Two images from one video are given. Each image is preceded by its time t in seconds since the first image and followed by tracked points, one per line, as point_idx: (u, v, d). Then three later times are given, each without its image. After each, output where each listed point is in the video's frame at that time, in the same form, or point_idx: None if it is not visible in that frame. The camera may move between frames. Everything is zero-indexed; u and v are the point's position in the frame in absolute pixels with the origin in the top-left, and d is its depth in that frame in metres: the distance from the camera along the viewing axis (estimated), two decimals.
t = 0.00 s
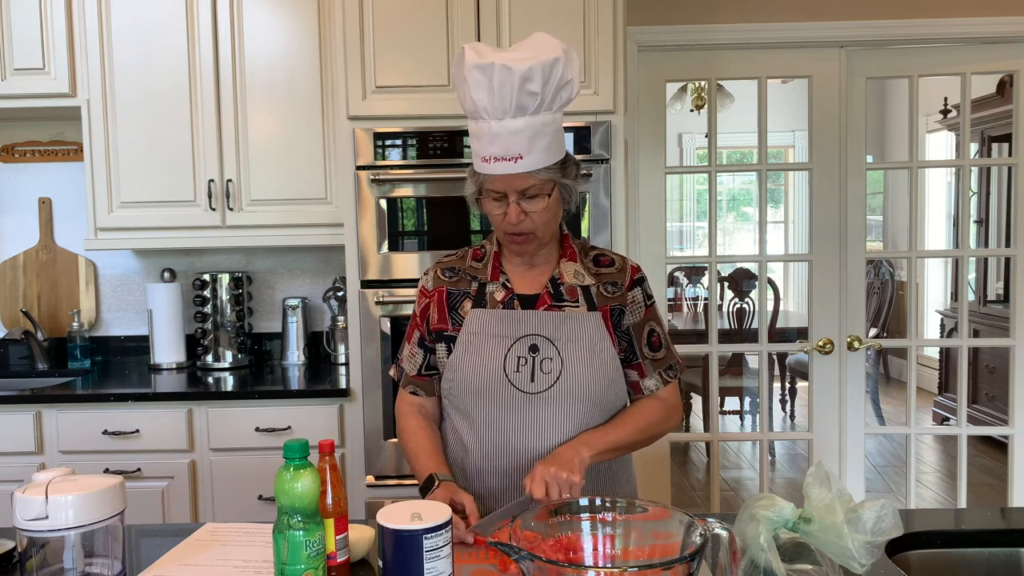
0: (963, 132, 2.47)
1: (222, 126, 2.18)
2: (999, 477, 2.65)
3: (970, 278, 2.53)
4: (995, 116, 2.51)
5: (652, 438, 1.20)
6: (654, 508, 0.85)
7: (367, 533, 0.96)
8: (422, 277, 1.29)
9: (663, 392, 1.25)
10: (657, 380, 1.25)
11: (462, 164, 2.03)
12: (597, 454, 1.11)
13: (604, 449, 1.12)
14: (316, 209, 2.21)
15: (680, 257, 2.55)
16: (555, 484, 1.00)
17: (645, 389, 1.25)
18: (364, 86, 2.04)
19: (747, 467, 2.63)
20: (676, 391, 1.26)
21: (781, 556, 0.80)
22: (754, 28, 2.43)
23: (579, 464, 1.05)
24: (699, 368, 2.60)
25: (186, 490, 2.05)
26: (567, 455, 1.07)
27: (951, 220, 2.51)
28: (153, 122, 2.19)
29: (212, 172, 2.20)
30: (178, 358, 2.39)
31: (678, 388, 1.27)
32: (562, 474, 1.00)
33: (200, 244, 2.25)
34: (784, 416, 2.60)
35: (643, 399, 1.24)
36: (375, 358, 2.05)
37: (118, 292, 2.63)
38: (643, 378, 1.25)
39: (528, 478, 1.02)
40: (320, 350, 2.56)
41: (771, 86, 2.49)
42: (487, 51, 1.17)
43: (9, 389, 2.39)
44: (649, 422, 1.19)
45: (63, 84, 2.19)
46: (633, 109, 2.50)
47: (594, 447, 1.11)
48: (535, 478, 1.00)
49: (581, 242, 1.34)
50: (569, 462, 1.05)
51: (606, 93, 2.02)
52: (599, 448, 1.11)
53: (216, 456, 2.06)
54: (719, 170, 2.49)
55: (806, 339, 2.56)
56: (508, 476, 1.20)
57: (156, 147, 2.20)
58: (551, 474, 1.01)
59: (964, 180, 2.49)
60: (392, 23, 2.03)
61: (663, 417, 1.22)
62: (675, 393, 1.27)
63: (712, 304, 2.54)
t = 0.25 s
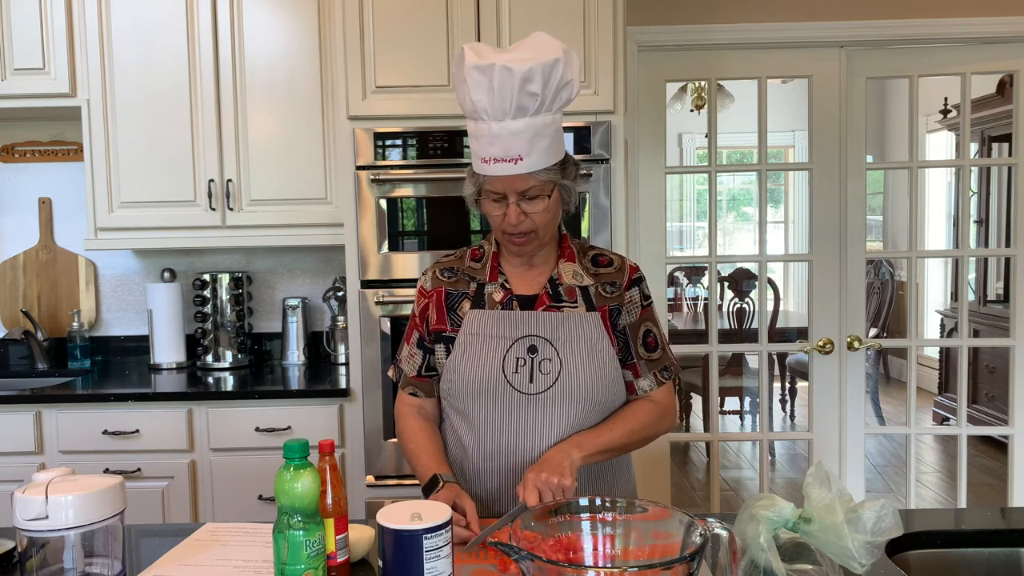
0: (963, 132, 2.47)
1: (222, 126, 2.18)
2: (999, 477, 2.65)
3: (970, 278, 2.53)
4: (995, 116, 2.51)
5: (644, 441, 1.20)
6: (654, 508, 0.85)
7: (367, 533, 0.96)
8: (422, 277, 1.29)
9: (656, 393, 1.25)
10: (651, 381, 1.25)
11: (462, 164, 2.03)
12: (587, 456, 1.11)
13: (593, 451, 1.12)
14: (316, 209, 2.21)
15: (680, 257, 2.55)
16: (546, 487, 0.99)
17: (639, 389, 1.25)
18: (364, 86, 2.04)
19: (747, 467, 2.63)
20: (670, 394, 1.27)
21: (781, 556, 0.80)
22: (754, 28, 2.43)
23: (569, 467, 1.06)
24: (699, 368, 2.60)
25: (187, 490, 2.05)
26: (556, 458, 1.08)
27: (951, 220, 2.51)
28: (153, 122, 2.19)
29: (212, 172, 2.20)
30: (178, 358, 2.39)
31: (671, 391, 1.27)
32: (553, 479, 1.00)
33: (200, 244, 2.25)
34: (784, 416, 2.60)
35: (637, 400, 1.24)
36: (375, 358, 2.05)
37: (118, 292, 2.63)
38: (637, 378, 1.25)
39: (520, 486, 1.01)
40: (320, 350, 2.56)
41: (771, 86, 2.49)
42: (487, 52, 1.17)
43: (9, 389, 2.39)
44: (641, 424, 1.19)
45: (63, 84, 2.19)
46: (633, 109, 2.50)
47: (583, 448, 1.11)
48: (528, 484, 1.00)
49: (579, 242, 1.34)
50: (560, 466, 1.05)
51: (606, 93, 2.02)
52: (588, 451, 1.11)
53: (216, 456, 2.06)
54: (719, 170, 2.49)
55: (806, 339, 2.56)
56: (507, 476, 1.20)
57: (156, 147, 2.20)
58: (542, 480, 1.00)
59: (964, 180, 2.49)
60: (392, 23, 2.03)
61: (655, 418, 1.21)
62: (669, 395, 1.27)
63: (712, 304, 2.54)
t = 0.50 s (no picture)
0: (963, 132, 2.47)
1: (222, 126, 2.18)
2: (999, 477, 2.65)
3: (970, 278, 2.53)
4: (995, 116, 2.51)
5: (667, 438, 1.22)
6: (655, 508, 0.85)
7: (367, 534, 0.96)
8: (419, 277, 1.28)
9: (672, 392, 1.25)
10: (665, 383, 1.25)
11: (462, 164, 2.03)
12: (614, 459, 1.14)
13: (619, 454, 1.15)
14: (316, 209, 2.21)
15: (680, 257, 2.55)
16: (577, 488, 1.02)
17: (654, 392, 1.25)
18: (364, 86, 2.05)
19: (747, 467, 2.63)
20: (685, 390, 1.27)
21: (781, 556, 0.80)
22: (754, 28, 2.43)
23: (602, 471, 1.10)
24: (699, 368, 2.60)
25: (187, 490, 2.05)
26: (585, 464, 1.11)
27: (951, 220, 2.51)
28: (153, 121, 2.19)
29: (212, 172, 2.20)
30: (178, 358, 2.39)
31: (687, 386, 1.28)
32: (584, 478, 1.03)
33: (200, 244, 2.25)
34: (784, 416, 2.60)
35: (651, 403, 1.24)
36: (375, 359, 2.05)
37: (118, 292, 2.63)
38: (652, 382, 1.25)
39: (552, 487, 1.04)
40: (320, 350, 2.56)
41: (771, 86, 2.49)
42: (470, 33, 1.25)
43: (10, 389, 2.39)
44: (663, 422, 1.21)
45: (63, 84, 2.19)
46: (633, 109, 2.50)
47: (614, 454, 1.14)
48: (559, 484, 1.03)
49: (580, 242, 1.34)
50: (590, 471, 1.08)
51: (606, 93, 2.03)
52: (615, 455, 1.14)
53: (216, 456, 2.06)
54: (719, 170, 2.49)
55: (806, 339, 2.56)
56: (509, 481, 1.20)
57: (156, 147, 2.20)
58: (574, 479, 1.03)
59: (964, 180, 2.49)
60: (392, 23, 2.03)
61: (675, 416, 1.23)
62: (686, 391, 1.28)
63: (712, 304, 2.54)
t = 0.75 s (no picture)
0: (963, 132, 2.47)
1: (222, 126, 2.18)
2: (999, 477, 2.65)
3: (970, 278, 2.53)
4: (995, 116, 2.51)
5: (672, 434, 1.22)
6: (654, 508, 0.85)
7: (367, 533, 0.96)
8: (421, 278, 1.29)
9: (678, 390, 1.25)
10: (670, 380, 1.25)
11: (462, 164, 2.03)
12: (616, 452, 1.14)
13: (623, 448, 1.15)
14: (316, 209, 2.21)
15: (680, 257, 2.55)
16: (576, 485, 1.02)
17: (659, 389, 1.26)
18: (364, 86, 2.05)
19: (747, 467, 2.63)
20: (692, 388, 1.27)
21: (781, 556, 0.80)
22: (754, 28, 2.43)
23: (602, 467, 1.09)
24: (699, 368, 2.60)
25: (186, 490, 2.05)
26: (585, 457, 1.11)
27: (951, 220, 2.51)
28: (153, 122, 2.19)
29: (212, 172, 2.20)
30: (178, 358, 2.39)
31: (693, 385, 1.28)
32: (585, 478, 1.03)
33: (200, 244, 2.25)
34: (784, 416, 2.60)
35: (656, 399, 1.25)
36: (375, 359, 2.05)
37: (118, 291, 2.63)
38: (656, 379, 1.26)
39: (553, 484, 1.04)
40: (320, 350, 2.56)
41: (771, 86, 2.49)
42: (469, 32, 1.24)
43: (9, 389, 2.39)
44: (668, 417, 1.21)
45: (63, 84, 2.19)
46: (633, 109, 2.50)
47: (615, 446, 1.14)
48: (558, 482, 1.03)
49: (582, 241, 1.34)
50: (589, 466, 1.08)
51: (606, 93, 2.03)
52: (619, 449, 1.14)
53: (216, 456, 2.06)
54: (719, 170, 2.49)
55: (806, 339, 2.56)
56: (511, 481, 1.20)
57: (156, 147, 2.20)
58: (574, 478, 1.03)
59: (964, 180, 2.49)
60: (392, 23, 2.03)
61: (680, 412, 1.23)
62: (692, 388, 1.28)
63: (712, 304, 2.54)
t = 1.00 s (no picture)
0: (963, 132, 2.47)
1: (222, 126, 2.18)
2: (999, 477, 2.65)
3: (970, 278, 2.53)
4: (995, 116, 2.51)
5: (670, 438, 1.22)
6: (654, 508, 0.85)
7: (367, 533, 0.96)
8: (422, 278, 1.28)
9: (676, 392, 1.25)
10: (668, 383, 1.25)
11: (463, 164, 2.03)
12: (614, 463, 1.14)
13: (621, 458, 1.15)
14: (316, 209, 2.21)
15: (680, 257, 2.55)
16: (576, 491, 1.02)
17: (656, 392, 1.26)
18: (364, 86, 2.05)
19: (747, 467, 2.63)
20: (690, 390, 1.27)
21: (781, 556, 0.80)
22: (754, 28, 2.43)
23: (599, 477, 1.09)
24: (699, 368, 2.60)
25: (187, 490, 2.05)
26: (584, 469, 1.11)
27: (951, 220, 2.51)
28: (153, 121, 2.19)
29: (212, 172, 2.20)
30: (178, 358, 2.39)
31: (692, 388, 1.28)
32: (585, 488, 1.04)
33: (200, 244, 2.25)
34: (784, 416, 2.60)
35: (654, 402, 1.25)
36: (375, 359, 2.05)
37: (118, 292, 2.63)
38: (655, 381, 1.26)
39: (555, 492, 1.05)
40: (320, 350, 2.56)
41: (771, 86, 2.49)
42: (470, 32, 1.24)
43: (9, 389, 2.39)
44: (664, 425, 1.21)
45: (63, 84, 2.19)
46: (633, 109, 2.50)
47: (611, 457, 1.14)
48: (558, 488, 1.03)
49: (583, 242, 1.34)
50: (589, 475, 1.09)
51: (606, 93, 2.03)
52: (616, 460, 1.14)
53: (216, 456, 2.06)
54: (719, 170, 2.49)
55: (806, 339, 2.56)
56: (512, 481, 1.20)
57: (156, 147, 2.20)
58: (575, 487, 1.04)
59: (965, 180, 2.49)
60: (392, 23, 2.03)
61: (676, 417, 1.23)
62: (690, 392, 1.28)
63: (712, 304, 2.54)
